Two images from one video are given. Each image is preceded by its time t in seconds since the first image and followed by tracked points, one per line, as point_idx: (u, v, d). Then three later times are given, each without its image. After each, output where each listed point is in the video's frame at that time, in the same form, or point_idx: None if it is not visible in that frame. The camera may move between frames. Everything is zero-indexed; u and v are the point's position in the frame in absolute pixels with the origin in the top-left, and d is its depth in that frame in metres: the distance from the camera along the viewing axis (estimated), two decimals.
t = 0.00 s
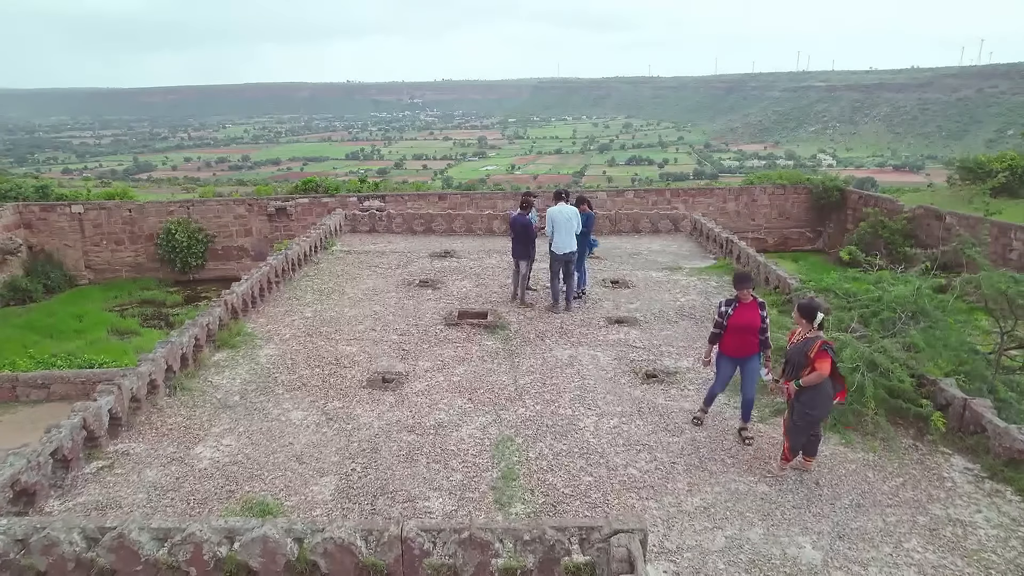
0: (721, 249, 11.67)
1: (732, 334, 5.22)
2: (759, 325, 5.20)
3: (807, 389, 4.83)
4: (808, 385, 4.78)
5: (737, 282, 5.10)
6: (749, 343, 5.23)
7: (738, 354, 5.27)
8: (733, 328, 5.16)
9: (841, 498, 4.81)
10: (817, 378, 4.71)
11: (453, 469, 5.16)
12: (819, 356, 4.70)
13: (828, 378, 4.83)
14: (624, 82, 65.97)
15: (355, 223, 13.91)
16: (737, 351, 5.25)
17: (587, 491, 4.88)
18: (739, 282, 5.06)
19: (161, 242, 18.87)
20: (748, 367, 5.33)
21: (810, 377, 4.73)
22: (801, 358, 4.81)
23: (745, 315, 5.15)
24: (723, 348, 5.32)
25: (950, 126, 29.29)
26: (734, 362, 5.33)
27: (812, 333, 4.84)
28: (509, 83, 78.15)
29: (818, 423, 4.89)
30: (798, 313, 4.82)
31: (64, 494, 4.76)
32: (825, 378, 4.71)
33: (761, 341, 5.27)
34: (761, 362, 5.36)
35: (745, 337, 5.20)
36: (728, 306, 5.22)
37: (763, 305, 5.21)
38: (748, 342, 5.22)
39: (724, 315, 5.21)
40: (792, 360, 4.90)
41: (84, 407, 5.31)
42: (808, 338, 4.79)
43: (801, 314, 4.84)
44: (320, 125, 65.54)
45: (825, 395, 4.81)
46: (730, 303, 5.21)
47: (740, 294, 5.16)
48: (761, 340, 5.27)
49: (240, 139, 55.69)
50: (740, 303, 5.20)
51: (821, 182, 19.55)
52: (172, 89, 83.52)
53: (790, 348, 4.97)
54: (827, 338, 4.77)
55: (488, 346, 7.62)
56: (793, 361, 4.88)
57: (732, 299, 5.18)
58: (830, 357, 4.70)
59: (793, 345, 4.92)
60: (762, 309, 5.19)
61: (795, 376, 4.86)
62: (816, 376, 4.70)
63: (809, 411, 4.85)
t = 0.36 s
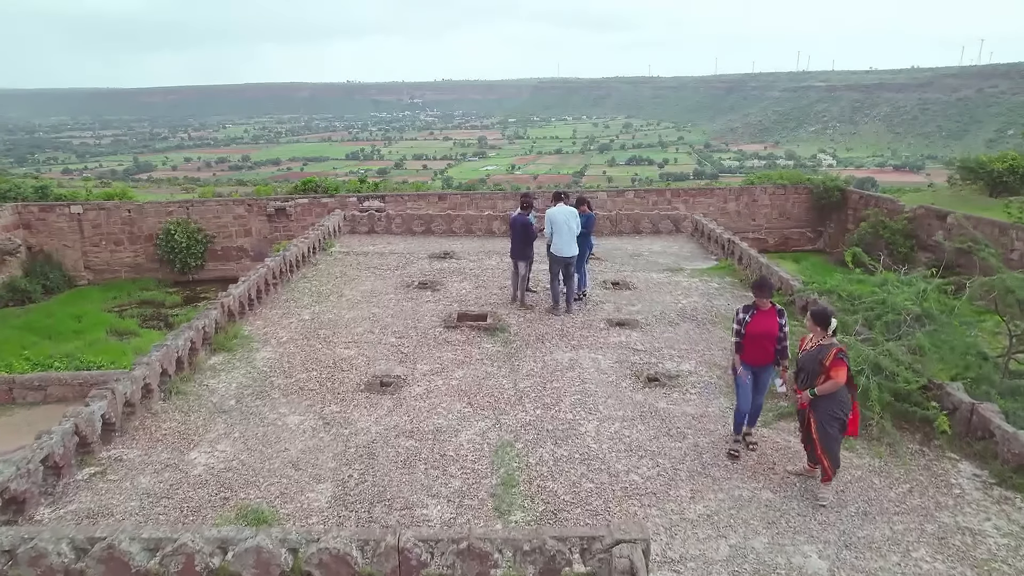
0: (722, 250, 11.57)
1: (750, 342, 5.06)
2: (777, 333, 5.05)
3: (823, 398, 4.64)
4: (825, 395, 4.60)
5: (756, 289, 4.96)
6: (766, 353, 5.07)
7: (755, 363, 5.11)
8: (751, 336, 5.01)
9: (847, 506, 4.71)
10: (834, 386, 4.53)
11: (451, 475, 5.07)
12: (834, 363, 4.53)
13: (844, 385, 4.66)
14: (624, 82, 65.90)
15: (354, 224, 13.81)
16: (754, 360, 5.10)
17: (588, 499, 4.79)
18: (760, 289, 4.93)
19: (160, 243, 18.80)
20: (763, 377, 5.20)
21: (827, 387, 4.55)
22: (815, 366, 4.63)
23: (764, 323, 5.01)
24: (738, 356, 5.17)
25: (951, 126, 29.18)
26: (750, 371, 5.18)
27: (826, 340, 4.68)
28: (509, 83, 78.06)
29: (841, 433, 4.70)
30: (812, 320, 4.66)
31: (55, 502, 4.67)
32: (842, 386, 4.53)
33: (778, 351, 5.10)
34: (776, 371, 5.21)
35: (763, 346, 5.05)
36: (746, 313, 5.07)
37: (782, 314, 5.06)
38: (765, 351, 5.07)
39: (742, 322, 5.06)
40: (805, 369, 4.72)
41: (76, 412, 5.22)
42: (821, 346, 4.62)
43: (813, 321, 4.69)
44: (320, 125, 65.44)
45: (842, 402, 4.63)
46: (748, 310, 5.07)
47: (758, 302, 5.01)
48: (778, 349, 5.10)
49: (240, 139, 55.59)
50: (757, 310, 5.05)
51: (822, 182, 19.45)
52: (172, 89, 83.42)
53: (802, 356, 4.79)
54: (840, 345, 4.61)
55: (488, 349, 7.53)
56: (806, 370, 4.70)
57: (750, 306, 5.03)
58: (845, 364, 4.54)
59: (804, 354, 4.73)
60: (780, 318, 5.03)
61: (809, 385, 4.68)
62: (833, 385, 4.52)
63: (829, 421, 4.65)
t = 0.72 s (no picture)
0: (724, 251, 11.41)
1: (765, 363, 4.46)
2: (791, 350, 4.50)
3: (853, 420, 4.34)
4: (856, 418, 4.29)
5: (769, 306, 4.35)
6: (781, 373, 4.51)
7: (769, 385, 4.54)
8: (767, 356, 4.42)
9: (858, 517, 4.55)
10: (872, 410, 4.23)
11: (449, 485, 4.92)
12: (875, 387, 4.21)
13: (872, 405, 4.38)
14: (624, 82, 65.77)
15: (352, 224, 13.65)
16: (767, 382, 4.52)
17: (589, 509, 4.63)
18: (775, 306, 4.33)
19: (158, 243, 18.66)
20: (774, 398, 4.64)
21: (865, 411, 4.24)
22: (851, 389, 4.25)
23: (779, 341, 4.43)
24: (750, 378, 4.57)
25: (951, 126, 29.02)
26: (764, 393, 4.59)
27: (857, 358, 4.27)
28: (509, 83, 77.92)
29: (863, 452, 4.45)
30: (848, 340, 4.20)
31: (37, 513, 4.50)
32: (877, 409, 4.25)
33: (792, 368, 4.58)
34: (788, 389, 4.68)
35: (778, 366, 4.47)
36: (758, 331, 4.46)
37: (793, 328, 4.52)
38: (779, 371, 4.49)
39: (754, 342, 4.45)
40: (837, 390, 4.32)
41: (61, 420, 5.06)
42: (859, 367, 4.23)
43: (847, 340, 4.23)
44: (320, 125, 65.29)
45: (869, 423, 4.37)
46: (760, 327, 4.46)
47: (770, 319, 4.41)
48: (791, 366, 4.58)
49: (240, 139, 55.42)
50: (768, 327, 4.47)
51: (824, 182, 19.27)
52: (172, 89, 83.30)
53: (831, 377, 4.35)
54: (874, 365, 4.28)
55: (486, 352, 7.37)
56: (839, 392, 4.30)
57: (762, 323, 4.43)
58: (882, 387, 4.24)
59: (837, 375, 4.30)
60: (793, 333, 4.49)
61: (841, 408, 4.31)
62: (871, 409, 4.22)
63: (855, 444, 4.36)
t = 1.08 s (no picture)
0: (728, 254, 11.16)
1: (778, 388, 4.08)
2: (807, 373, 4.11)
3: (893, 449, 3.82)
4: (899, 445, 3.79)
5: (780, 323, 3.97)
6: (796, 398, 4.12)
7: (783, 411, 4.16)
8: (779, 380, 4.05)
9: (875, 538, 4.31)
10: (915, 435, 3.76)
11: (444, 504, 4.68)
12: (920, 411, 3.72)
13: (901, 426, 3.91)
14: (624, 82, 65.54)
15: (348, 226, 13.40)
16: (781, 408, 4.15)
17: (592, 530, 4.40)
18: (787, 324, 3.95)
19: (156, 244, 18.44)
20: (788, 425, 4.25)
21: (910, 437, 3.74)
22: (898, 418, 3.69)
23: (794, 364, 4.03)
24: (761, 403, 4.21)
25: (952, 126, 28.75)
26: (776, 419, 4.22)
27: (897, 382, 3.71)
28: (508, 83, 77.68)
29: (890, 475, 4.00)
30: (893, 365, 3.61)
31: (9, 536, 4.26)
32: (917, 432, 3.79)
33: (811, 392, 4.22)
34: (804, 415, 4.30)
35: (793, 391, 4.09)
36: (770, 353, 4.08)
37: (809, 351, 4.13)
38: (794, 397, 4.11)
39: (766, 363, 4.08)
40: (881, 420, 3.72)
41: (37, 435, 4.81)
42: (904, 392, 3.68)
43: (889, 365, 3.62)
44: (320, 125, 65.03)
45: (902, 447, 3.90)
46: (772, 348, 4.08)
47: (784, 340, 4.02)
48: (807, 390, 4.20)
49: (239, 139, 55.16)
50: (783, 349, 4.07)
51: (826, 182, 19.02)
52: (172, 90, 83.04)
53: (872, 407, 3.72)
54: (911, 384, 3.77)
55: (485, 360, 7.13)
56: (885, 423, 3.70)
57: (775, 344, 4.04)
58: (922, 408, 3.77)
59: (880, 405, 3.69)
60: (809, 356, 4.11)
61: (886, 439, 3.74)
62: (916, 435, 3.74)
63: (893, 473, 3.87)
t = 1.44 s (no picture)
0: (734, 259, 10.86)
1: (796, 437, 3.46)
2: (831, 424, 3.44)
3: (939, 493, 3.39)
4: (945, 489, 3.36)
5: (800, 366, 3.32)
6: (818, 451, 3.46)
7: (803, 464, 3.52)
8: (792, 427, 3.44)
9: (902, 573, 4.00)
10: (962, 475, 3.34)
11: (438, 533, 4.38)
12: (966, 450, 3.29)
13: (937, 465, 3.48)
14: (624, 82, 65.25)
15: (344, 230, 13.08)
16: (801, 461, 3.51)
17: (598, 563, 4.11)
18: (811, 367, 3.28)
19: (153, 245, 18.16)
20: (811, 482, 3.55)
21: (959, 478, 3.32)
22: (949, 463, 3.24)
23: (812, 412, 3.40)
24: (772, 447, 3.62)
25: (952, 125, 28.46)
26: (788, 469, 3.61)
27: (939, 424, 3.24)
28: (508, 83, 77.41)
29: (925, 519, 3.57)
30: (935, 407, 3.14)
31: None
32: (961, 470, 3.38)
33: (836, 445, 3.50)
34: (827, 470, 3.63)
35: (813, 441, 3.45)
36: (788, 397, 3.46)
37: (836, 397, 3.44)
38: (816, 449, 3.46)
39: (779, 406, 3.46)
40: (929, 469, 3.24)
41: (4, 461, 4.51)
42: (951, 434, 3.23)
43: (931, 408, 3.15)
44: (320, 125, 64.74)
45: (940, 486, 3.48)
46: (790, 391, 3.46)
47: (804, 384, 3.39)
48: (833, 443, 3.50)
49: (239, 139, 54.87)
50: (803, 393, 3.43)
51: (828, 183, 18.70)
52: (172, 90, 82.74)
53: (919, 456, 3.23)
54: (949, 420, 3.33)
55: (483, 373, 6.84)
56: (936, 471, 3.24)
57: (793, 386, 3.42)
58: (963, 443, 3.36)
59: (928, 453, 3.20)
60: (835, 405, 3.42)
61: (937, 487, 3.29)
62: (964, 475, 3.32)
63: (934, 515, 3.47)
